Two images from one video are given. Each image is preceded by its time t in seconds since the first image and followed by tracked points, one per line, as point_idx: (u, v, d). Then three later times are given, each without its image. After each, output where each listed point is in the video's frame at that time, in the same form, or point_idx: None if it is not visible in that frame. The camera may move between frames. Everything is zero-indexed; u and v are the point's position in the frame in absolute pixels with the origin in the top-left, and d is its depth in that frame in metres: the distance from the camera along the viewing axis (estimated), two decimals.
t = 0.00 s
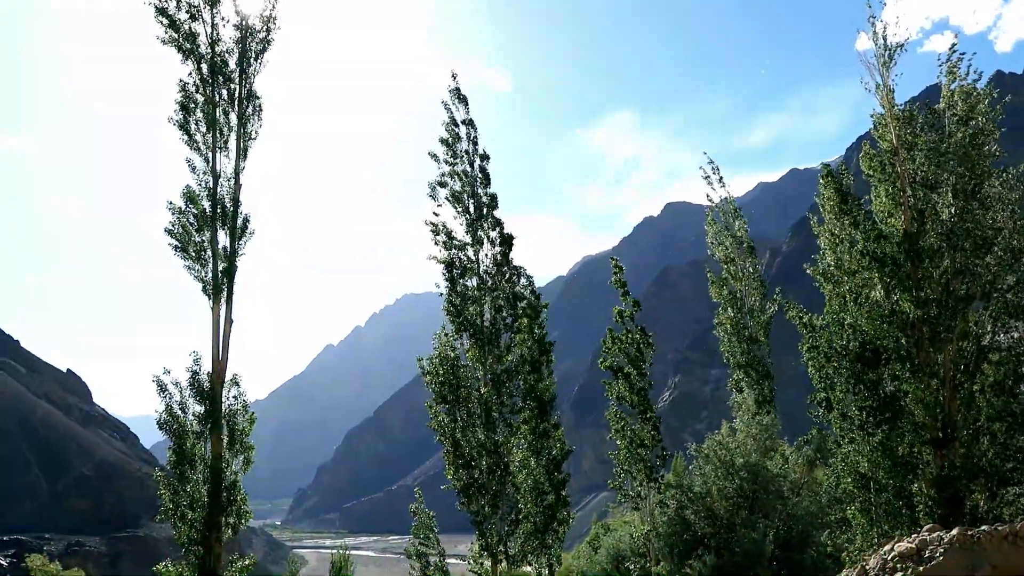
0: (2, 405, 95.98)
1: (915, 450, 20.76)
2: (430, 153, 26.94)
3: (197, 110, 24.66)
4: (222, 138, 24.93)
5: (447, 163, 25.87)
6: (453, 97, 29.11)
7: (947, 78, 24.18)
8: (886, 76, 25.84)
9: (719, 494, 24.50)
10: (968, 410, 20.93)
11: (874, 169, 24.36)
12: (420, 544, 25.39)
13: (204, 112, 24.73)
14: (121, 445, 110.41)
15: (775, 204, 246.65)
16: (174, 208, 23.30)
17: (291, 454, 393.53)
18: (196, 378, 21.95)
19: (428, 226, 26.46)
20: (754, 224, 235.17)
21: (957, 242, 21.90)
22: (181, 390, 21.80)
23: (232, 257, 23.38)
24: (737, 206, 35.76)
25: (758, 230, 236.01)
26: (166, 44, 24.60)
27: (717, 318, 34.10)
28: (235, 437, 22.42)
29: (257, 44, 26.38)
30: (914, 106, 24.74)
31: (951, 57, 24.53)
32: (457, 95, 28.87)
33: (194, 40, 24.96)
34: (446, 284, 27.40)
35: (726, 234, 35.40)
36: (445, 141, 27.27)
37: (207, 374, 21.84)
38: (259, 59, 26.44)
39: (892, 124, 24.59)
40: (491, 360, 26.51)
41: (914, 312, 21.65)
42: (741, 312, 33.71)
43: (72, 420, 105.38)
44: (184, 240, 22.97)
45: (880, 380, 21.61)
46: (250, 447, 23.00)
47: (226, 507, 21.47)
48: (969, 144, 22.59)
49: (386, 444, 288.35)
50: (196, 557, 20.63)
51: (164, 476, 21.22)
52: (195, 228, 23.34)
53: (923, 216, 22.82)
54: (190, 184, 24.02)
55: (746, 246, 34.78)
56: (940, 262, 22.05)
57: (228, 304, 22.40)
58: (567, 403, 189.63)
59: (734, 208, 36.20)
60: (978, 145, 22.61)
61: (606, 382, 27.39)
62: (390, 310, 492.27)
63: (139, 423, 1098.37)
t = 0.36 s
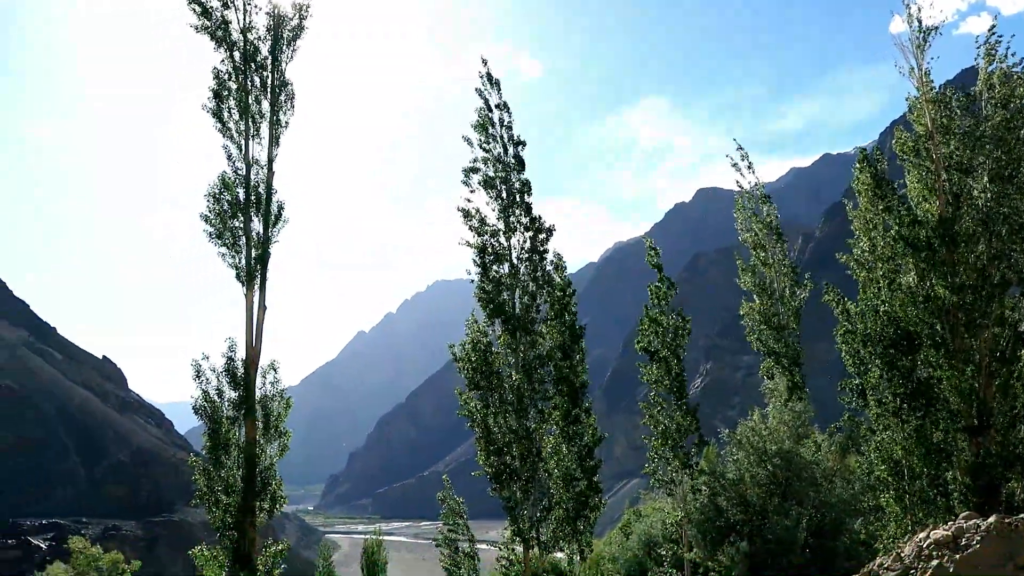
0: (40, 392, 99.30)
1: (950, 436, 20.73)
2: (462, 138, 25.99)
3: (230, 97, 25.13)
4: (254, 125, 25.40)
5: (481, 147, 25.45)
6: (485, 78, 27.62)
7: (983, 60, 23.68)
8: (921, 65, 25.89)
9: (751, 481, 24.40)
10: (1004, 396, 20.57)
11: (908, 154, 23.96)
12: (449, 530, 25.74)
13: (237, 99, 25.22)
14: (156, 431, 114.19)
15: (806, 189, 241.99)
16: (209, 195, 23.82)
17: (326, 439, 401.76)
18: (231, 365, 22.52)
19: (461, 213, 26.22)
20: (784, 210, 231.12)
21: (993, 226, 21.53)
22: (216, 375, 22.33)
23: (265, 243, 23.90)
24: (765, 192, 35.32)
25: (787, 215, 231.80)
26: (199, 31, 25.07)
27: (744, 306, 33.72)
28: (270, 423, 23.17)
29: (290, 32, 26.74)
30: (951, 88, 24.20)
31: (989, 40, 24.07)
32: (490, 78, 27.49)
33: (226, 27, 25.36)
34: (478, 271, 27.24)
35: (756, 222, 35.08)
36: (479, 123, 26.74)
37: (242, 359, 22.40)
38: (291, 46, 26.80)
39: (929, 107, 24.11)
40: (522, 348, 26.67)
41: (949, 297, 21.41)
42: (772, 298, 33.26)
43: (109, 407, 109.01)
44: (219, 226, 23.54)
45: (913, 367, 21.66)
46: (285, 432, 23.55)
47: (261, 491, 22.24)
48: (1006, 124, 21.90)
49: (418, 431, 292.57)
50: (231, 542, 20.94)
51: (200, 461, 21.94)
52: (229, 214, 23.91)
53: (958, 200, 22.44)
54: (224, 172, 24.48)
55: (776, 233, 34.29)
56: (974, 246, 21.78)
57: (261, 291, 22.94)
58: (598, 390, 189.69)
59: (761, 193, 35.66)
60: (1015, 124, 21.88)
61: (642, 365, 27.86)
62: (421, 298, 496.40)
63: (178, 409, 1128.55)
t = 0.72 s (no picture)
0: (82, 382, 101.43)
1: (990, 424, 21.12)
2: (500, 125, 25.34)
3: (267, 88, 25.73)
4: (291, 116, 25.98)
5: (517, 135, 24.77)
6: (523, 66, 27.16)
7: None
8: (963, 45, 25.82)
9: (789, 471, 24.24)
10: None
11: (948, 141, 24.54)
12: (484, 518, 26.39)
13: (273, 90, 25.81)
14: (195, 420, 117.43)
15: (843, 176, 235.49)
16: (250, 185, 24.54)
17: (363, 428, 408.86)
18: (269, 354, 23.17)
19: (498, 204, 26.24)
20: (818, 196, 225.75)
21: None
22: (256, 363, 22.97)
23: (302, 233, 24.52)
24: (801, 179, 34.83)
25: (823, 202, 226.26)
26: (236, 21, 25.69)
27: (776, 298, 33.17)
28: (308, 410, 23.80)
29: (326, 21, 27.24)
30: (992, 73, 24.57)
31: None
32: (527, 64, 27.04)
33: (263, 19, 25.95)
34: (513, 260, 27.30)
35: (792, 211, 34.26)
36: (517, 112, 26.48)
37: (280, 348, 23.12)
38: (327, 36, 27.31)
39: (968, 93, 24.59)
40: (558, 340, 26.85)
41: (991, 285, 21.85)
42: (806, 288, 33.16)
43: (149, 396, 112.70)
44: (259, 216, 24.19)
45: (954, 355, 22.08)
46: (324, 421, 24.10)
47: (300, 478, 23.03)
48: None
49: (455, 420, 295.75)
50: (269, 530, 21.77)
51: (240, 449, 22.61)
52: (269, 204, 24.57)
53: (999, 185, 22.94)
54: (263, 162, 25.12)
55: (811, 222, 33.74)
56: (1017, 234, 22.14)
57: (298, 280, 23.58)
58: (634, 379, 188.89)
59: (797, 180, 35.13)
60: None
61: (679, 355, 27.85)
62: (456, 288, 499.23)
63: (221, 397, 1160.09)
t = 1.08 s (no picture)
0: (119, 369, 104.94)
1: None
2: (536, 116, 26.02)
3: (299, 77, 26.29)
4: (324, 105, 26.52)
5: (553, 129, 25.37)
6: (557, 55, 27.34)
7: None
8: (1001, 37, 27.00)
9: (821, 462, 24.26)
10: None
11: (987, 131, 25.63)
12: (514, 508, 26.54)
13: (307, 79, 26.38)
14: (229, 407, 120.27)
15: (879, 165, 229.35)
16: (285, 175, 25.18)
17: (395, 417, 413.78)
18: (302, 343, 23.80)
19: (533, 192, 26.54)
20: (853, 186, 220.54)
21: None
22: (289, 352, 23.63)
23: (335, 222, 25.09)
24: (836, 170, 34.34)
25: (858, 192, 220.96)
26: (270, 12, 26.35)
27: (806, 290, 32.62)
28: (341, 399, 24.49)
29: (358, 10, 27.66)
30: None
31: None
32: (561, 53, 27.38)
33: (296, 8, 26.54)
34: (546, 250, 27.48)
35: (822, 203, 33.90)
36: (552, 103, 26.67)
37: (313, 337, 23.74)
38: (360, 26, 27.73)
39: (1007, 85, 25.81)
40: (589, 330, 26.91)
41: None
42: (837, 280, 32.60)
43: (184, 383, 115.96)
44: (295, 204, 24.80)
45: (990, 344, 22.74)
46: (356, 410, 24.77)
47: (333, 466, 23.62)
48: None
49: (486, 409, 297.85)
50: (301, 516, 22.42)
51: (275, 438, 23.33)
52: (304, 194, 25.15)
53: None
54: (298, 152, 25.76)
55: (844, 214, 33.29)
56: None
57: (331, 268, 24.17)
58: (666, 370, 187.69)
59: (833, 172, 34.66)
60: None
61: (708, 347, 27.75)
62: (486, 278, 500.59)
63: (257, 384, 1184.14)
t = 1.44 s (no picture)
0: (150, 361, 107.70)
1: None
2: (565, 107, 25.82)
3: (327, 69, 26.71)
4: (351, 96, 26.91)
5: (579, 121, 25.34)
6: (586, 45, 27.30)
7: None
8: None
9: (850, 454, 24.00)
10: None
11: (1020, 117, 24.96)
12: (542, 498, 26.94)
13: (335, 70, 26.75)
14: (257, 398, 122.66)
15: (909, 154, 224.04)
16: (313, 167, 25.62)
17: (422, 408, 417.57)
18: (332, 335, 24.37)
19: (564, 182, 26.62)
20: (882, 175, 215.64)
21: None
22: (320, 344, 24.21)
23: (362, 214, 25.48)
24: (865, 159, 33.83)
25: (887, 181, 216.11)
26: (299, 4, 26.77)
27: (833, 278, 32.28)
28: (370, 391, 25.04)
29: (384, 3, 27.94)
30: None
31: None
32: (589, 43, 27.33)
33: None
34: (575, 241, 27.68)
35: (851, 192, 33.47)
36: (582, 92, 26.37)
37: (342, 329, 24.19)
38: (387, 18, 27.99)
39: None
40: (616, 322, 27.02)
41: None
42: (865, 271, 32.08)
43: (215, 374, 118.75)
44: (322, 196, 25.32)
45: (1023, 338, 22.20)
46: (385, 400, 25.25)
47: (361, 456, 24.15)
48: None
49: (513, 400, 298.87)
50: (330, 507, 22.93)
51: (304, 427, 23.99)
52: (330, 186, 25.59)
53: None
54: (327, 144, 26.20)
55: (872, 203, 32.83)
56: None
57: (357, 259, 24.59)
58: (694, 362, 186.13)
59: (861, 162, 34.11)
60: None
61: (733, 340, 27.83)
62: (513, 270, 500.50)
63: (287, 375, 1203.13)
